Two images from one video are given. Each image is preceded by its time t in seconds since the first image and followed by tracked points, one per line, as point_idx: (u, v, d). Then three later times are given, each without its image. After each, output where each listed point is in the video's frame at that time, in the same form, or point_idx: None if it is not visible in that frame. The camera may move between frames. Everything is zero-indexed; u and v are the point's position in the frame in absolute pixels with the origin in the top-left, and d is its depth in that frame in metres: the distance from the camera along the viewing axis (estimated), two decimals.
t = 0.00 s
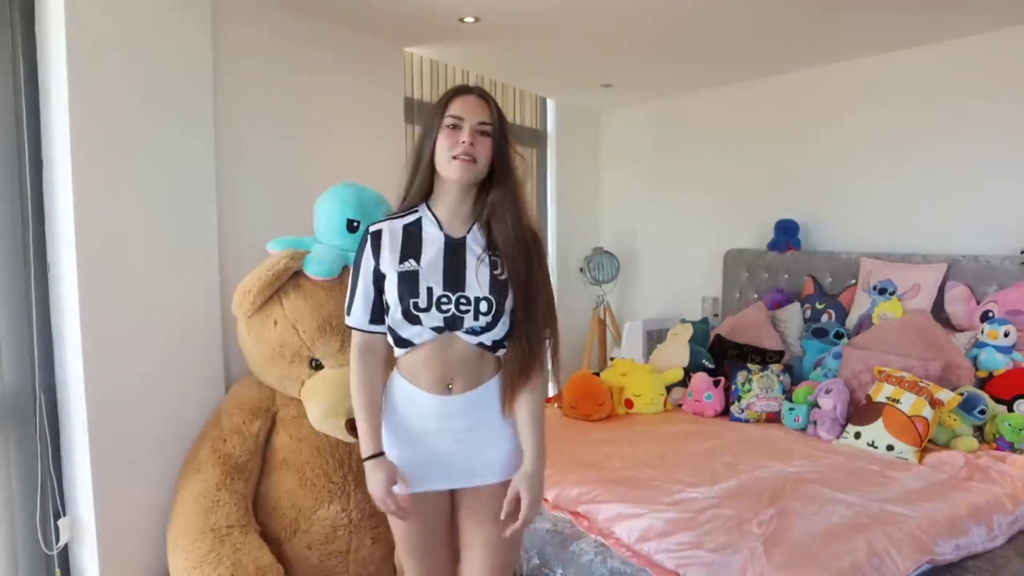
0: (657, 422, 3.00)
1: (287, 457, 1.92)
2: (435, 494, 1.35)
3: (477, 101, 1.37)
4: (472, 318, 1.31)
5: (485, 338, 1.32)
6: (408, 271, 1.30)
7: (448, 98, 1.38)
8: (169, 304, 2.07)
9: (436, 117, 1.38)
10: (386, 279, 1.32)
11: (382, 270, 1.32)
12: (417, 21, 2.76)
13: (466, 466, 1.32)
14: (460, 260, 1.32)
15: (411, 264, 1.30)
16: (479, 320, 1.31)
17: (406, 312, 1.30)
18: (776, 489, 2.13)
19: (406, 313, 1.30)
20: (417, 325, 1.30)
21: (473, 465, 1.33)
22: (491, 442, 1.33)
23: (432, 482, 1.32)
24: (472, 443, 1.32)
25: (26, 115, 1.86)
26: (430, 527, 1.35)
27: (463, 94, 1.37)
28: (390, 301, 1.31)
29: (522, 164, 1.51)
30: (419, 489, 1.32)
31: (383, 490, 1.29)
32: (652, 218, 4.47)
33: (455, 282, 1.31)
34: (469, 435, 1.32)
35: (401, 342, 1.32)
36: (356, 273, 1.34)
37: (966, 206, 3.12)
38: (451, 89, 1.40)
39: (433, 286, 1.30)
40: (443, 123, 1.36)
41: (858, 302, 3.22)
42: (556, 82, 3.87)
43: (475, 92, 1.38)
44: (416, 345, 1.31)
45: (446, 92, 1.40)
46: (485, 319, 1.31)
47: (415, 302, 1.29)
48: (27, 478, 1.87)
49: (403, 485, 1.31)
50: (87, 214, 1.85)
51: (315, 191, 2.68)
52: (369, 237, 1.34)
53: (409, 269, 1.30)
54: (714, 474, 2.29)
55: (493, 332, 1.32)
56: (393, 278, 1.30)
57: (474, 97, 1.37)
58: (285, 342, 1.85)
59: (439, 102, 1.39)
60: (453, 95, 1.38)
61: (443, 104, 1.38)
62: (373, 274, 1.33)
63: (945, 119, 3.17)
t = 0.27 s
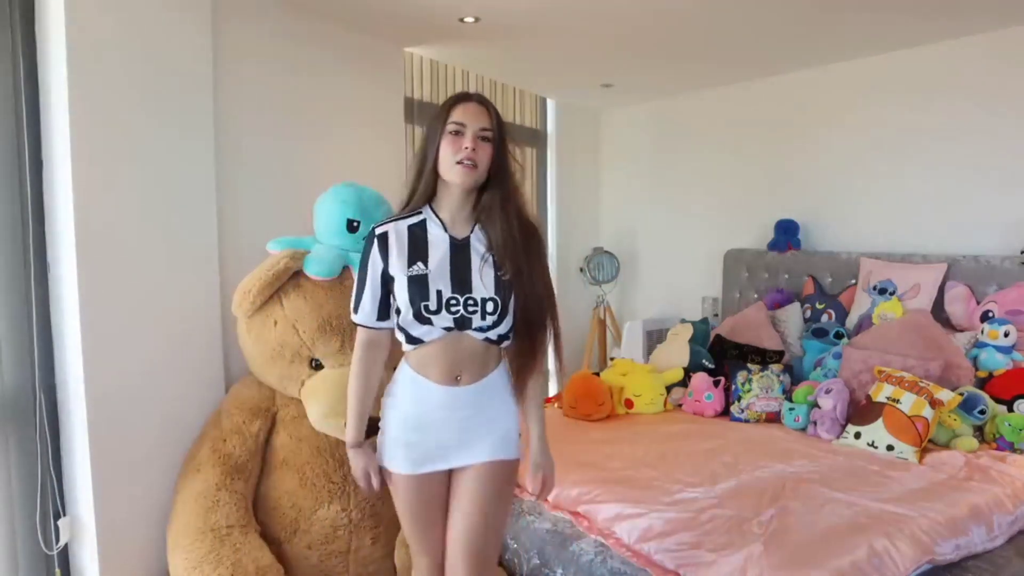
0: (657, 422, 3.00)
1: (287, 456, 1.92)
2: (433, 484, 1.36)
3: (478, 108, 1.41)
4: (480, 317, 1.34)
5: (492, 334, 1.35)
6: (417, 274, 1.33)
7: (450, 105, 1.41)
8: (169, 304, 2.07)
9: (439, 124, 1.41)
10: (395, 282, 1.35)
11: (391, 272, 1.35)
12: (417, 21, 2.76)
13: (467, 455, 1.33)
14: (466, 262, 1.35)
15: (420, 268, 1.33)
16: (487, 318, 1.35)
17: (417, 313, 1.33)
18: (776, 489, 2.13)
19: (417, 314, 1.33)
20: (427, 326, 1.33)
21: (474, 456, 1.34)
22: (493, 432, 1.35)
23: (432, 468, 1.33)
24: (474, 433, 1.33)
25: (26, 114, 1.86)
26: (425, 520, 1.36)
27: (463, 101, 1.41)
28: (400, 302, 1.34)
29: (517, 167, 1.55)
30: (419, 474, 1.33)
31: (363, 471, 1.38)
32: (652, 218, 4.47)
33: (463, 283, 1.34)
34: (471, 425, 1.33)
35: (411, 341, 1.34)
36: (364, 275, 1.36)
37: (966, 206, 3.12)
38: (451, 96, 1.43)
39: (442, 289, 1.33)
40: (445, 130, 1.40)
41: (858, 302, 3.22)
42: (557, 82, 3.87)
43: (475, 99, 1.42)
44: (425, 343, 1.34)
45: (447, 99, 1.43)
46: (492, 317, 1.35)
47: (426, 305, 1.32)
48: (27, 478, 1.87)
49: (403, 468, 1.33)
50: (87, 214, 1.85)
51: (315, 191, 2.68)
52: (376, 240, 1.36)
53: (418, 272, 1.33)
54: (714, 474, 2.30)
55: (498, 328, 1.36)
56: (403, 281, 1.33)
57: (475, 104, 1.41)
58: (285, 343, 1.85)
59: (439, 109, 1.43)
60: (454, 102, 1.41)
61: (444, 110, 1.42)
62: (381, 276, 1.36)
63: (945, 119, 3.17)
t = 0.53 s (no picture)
0: (657, 422, 3.00)
1: (287, 457, 1.92)
2: (436, 474, 1.36)
3: (476, 112, 1.41)
4: (479, 314, 1.34)
5: (491, 329, 1.35)
6: (415, 274, 1.34)
7: (448, 108, 1.42)
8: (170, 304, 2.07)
9: (437, 127, 1.41)
10: (395, 281, 1.36)
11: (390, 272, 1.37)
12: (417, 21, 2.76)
13: (468, 449, 1.33)
14: (464, 260, 1.35)
15: (417, 268, 1.34)
16: (485, 314, 1.35)
17: (417, 312, 1.34)
18: (776, 490, 2.13)
19: (416, 313, 1.33)
20: (426, 325, 1.34)
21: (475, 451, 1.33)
22: (496, 428, 1.34)
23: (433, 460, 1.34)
24: (478, 426, 1.33)
25: (26, 114, 1.86)
26: (424, 511, 1.38)
27: (463, 105, 1.41)
28: (401, 301, 1.36)
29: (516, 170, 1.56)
30: (420, 466, 1.34)
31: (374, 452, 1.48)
32: (652, 217, 4.47)
33: (460, 283, 1.34)
34: (475, 418, 1.33)
35: (412, 339, 1.36)
36: (365, 275, 1.39)
37: (967, 206, 3.12)
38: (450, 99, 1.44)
39: (440, 288, 1.34)
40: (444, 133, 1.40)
41: (858, 302, 3.22)
42: (557, 81, 3.87)
43: (474, 103, 1.43)
44: (426, 340, 1.35)
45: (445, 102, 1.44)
46: (490, 313, 1.35)
47: (423, 304, 1.33)
48: (27, 478, 1.87)
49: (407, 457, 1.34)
50: (88, 215, 1.85)
51: (315, 191, 2.68)
52: (373, 242, 1.38)
53: (415, 272, 1.34)
54: (713, 474, 2.29)
55: (497, 321, 1.36)
56: (402, 280, 1.35)
57: (473, 108, 1.42)
58: (285, 343, 1.85)
59: (438, 112, 1.43)
60: (453, 105, 1.42)
61: (443, 114, 1.42)
62: (382, 276, 1.38)
63: (945, 119, 3.17)
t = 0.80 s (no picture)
0: (657, 422, 3.00)
1: (287, 457, 1.92)
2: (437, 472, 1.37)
3: (473, 111, 1.41)
4: (474, 312, 1.35)
5: (486, 325, 1.36)
6: (411, 271, 1.33)
7: (445, 106, 1.42)
8: (170, 304, 2.07)
9: (434, 126, 1.41)
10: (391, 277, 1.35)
11: (386, 268, 1.35)
12: (418, 21, 2.76)
13: (466, 446, 1.34)
14: (458, 256, 1.35)
15: (413, 264, 1.33)
16: (479, 310, 1.35)
17: (412, 308, 1.33)
18: (776, 490, 2.13)
19: (411, 309, 1.34)
20: (421, 321, 1.34)
21: (472, 448, 1.34)
22: (492, 425, 1.35)
23: (432, 458, 1.35)
24: (475, 423, 1.34)
25: (26, 114, 1.86)
26: (425, 510, 1.38)
27: (461, 105, 1.41)
28: (396, 297, 1.35)
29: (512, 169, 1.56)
30: (419, 464, 1.36)
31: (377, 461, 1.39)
32: (652, 218, 4.47)
33: (455, 279, 1.34)
34: (472, 415, 1.34)
35: (408, 334, 1.36)
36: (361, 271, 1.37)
37: (967, 206, 3.12)
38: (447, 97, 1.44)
39: (435, 285, 1.33)
40: (441, 132, 1.40)
41: (858, 302, 3.22)
42: (557, 82, 3.87)
43: (472, 103, 1.43)
44: (423, 337, 1.35)
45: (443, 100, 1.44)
46: (485, 309, 1.35)
47: (418, 300, 1.33)
48: (27, 478, 1.87)
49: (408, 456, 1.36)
50: (88, 215, 1.85)
51: (315, 191, 2.68)
52: (370, 238, 1.36)
53: (411, 269, 1.33)
54: (713, 474, 2.30)
55: (491, 318, 1.36)
56: (398, 277, 1.34)
57: (470, 107, 1.41)
58: (285, 343, 1.85)
59: (437, 110, 1.43)
60: (451, 104, 1.42)
61: (440, 112, 1.42)
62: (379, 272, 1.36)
63: (945, 119, 3.17)
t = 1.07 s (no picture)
0: (657, 422, 3.00)
1: (287, 457, 1.92)
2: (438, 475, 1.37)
3: (475, 111, 1.41)
4: (474, 313, 1.35)
5: (487, 326, 1.36)
6: (409, 272, 1.34)
7: (446, 105, 1.42)
8: (170, 304, 2.07)
9: (435, 124, 1.41)
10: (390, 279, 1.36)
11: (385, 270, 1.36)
12: (417, 21, 2.76)
13: (465, 448, 1.33)
14: (458, 257, 1.35)
15: (412, 265, 1.34)
16: (479, 311, 1.35)
17: (411, 309, 1.34)
18: (776, 490, 2.13)
19: (411, 310, 1.34)
20: (421, 322, 1.34)
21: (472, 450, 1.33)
22: (493, 427, 1.34)
23: (431, 459, 1.34)
24: (475, 424, 1.33)
25: (26, 114, 1.86)
26: (425, 511, 1.39)
27: (461, 105, 1.42)
28: (395, 298, 1.36)
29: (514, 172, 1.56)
30: (418, 465, 1.35)
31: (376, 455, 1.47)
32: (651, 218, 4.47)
33: (455, 280, 1.34)
34: (472, 416, 1.33)
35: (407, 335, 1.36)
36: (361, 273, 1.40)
37: (967, 206, 3.12)
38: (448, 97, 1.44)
39: (434, 285, 1.34)
40: (442, 132, 1.40)
41: (858, 302, 3.23)
42: (557, 82, 3.87)
43: (473, 103, 1.43)
44: (423, 338, 1.35)
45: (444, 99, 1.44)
46: (484, 310, 1.36)
47: (418, 301, 1.33)
48: (27, 478, 1.87)
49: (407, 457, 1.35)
50: (88, 215, 1.85)
51: (315, 191, 2.68)
52: (369, 240, 1.38)
53: (409, 270, 1.34)
54: (713, 474, 2.29)
55: (491, 319, 1.37)
56: (397, 278, 1.34)
57: (471, 107, 1.42)
58: (285, 343, 1.85)
59: (437, 110, 1.43)
60: (451, 104, 1.42)
61: (441, 112, 1.42)
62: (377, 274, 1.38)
63: (945, 118, 3.17)
